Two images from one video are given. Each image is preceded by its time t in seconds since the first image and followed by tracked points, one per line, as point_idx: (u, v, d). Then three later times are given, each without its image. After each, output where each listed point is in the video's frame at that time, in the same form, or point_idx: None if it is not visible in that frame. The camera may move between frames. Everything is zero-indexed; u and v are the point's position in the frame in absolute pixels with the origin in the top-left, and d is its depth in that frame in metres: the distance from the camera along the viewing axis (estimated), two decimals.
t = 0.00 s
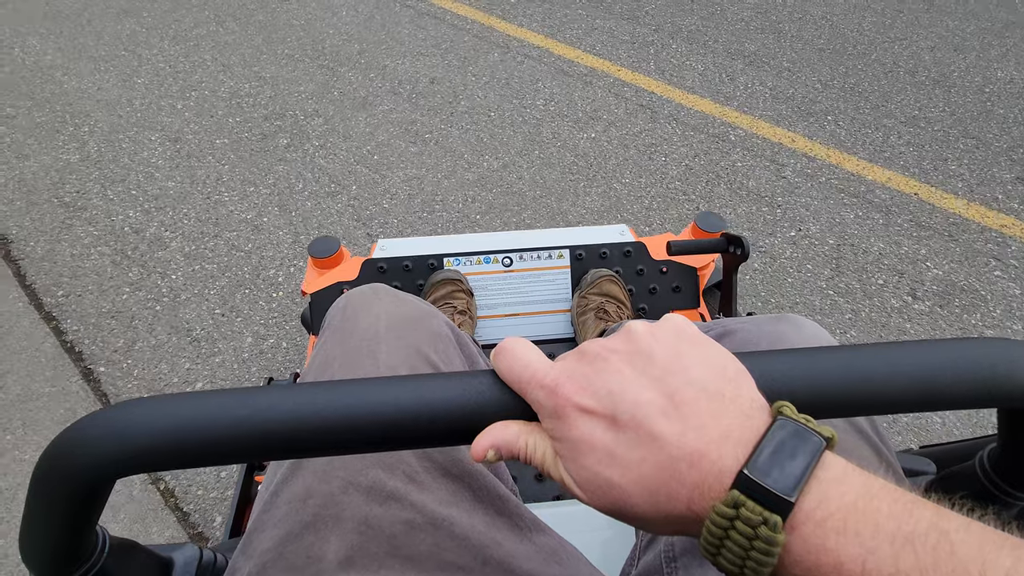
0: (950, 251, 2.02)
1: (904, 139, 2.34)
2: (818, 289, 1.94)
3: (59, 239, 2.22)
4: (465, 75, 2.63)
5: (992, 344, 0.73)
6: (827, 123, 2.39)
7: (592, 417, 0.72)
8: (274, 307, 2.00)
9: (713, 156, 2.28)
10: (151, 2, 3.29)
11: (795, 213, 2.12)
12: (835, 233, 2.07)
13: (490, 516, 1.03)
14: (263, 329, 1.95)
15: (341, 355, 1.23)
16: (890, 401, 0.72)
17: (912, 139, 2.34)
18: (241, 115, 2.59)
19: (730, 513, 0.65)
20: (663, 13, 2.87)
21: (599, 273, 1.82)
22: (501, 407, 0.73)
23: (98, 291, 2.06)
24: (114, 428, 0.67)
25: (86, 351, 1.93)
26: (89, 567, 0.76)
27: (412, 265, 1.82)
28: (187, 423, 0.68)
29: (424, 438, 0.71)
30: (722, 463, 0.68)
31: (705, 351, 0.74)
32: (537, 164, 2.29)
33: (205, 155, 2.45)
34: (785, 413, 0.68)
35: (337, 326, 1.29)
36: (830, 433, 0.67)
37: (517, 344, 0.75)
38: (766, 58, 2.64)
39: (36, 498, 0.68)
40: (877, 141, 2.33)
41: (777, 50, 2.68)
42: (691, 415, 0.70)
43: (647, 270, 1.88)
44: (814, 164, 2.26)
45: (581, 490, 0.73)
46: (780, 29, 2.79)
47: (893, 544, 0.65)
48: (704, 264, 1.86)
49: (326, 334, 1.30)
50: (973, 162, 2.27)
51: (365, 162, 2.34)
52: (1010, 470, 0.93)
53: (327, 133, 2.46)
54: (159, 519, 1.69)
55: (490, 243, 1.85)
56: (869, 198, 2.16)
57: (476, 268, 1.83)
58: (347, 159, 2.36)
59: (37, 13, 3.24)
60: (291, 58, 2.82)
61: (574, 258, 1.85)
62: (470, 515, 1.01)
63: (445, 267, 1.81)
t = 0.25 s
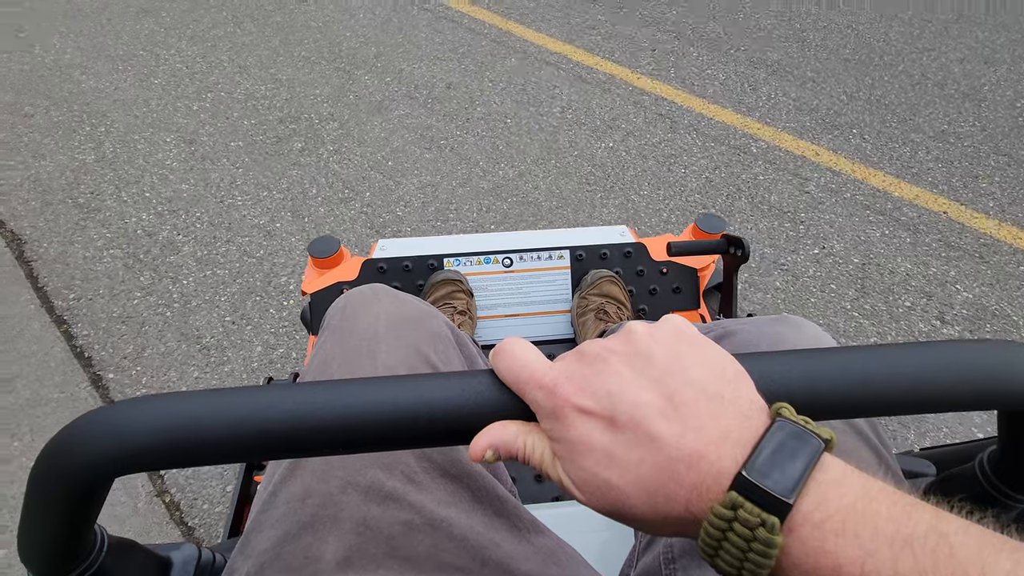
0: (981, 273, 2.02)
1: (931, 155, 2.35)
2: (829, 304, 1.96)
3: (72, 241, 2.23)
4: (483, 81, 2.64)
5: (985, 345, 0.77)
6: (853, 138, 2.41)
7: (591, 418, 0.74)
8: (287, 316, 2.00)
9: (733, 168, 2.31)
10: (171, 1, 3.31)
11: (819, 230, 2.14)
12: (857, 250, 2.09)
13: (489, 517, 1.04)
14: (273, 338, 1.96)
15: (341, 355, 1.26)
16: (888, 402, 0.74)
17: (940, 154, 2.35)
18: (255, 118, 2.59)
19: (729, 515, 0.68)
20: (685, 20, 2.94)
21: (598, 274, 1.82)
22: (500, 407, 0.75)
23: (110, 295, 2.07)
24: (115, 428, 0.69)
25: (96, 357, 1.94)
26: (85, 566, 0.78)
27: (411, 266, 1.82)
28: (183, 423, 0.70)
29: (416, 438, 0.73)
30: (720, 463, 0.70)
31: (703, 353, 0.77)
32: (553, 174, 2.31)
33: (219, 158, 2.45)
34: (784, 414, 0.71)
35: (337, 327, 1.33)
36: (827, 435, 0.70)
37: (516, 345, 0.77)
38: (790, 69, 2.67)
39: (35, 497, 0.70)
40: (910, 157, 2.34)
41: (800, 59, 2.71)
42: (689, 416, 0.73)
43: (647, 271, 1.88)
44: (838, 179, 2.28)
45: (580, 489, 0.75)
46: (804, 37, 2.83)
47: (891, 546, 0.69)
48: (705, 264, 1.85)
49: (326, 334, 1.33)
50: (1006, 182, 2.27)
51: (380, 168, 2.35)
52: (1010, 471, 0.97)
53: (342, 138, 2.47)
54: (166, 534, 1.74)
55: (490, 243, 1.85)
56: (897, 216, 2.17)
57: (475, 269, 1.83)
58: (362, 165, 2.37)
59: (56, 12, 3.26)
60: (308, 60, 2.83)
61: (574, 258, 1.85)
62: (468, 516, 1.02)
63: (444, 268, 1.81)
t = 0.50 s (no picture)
0: (1009, 294, 2.16)
1: (958, 169, 2.52)
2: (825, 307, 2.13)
3: (82, 243, 2.35)
4: (494, 86, 2.86)
5: (989, 346, 0.77)
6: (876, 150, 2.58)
7: (593, 417, 0.75)
8: (292, 325, 2.10)
9: (754, 180, 2.48)
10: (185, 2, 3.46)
11: (840, 248, 2.27)
12: (882, 269, 2.22)
13: (490, 516, 1.08)
14: (280, 347, 2.06)
15: (342, 354, 1.31)
16: (889, 402, 0.75)
17: (964, 168, 2.52)
18: (268, 121, 2.76)
19: (731, 514, 0.68)
20: (702, 26, 3.13)
21: (599, 273, 1.86)
22: (501, 406, 0.76)
23: (118, 299, 2.18)
24: (116, 427, 0.70)
25: (103, 364, 2.03)
26: (85, 565, 0.80)
27: (411, 265, 1.86)
28: (183, 422, 0.71)
29: (415, 435, 0.74)
30: (721, 462, 0.71)
31: (705, 352, 0.78)
32: (568, 183, 2.49)
33: (231, 161, 2.61)
34: (786, 413, 0.71)
35: (338, 326, 1.38)
36: (829, 434, 0.70)
37: (520, 344, 0.78)
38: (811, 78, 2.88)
39: (35, 496, 0.71)
40: (930, 169, 2.51)
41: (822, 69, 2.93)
42: (690, 415, 0.73)
43: (648, 271, 1.92)
44: (862, 194, 2.43)
45: (582, 488, 0.76)
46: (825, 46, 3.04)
47: (894, 545, 0.68)
48: (707, 264, 1.89)
49: (327, 334, 1.38)
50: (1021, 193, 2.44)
51: (391, 174, 2.53)
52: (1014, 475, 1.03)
53: (354, 142, 2.65)
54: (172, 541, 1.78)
55: (492, 243, 1.89)
56: (923, 234, 2.31)
57: (476, 268, 1.88)
58: (374, 170, 2.54)
59: (72, 12, 3.43)
60: (321, 62, 3.01)
61: (575, 258, 1.90)
62: (469, 515, 1.06)
63: (444, 266, 1.86)
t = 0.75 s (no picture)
0: None
1: (985, 186, 2.46)
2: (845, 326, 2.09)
3: (93, 248, 2.28)
4: (511, 91, 2.81)
5: (989, 349, 0.77)
6: (897, 163, 2.53)
7: (592, 419, 0.73)
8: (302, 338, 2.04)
9: (772, 195, 2.43)
10: (200, 2, 3.41)
11: (864, 267, 2.22)
12: (909, 292, 2.16)
13: (489, 517, 1.09)
14: (289, 359, 1.99)
15: (345, 355, 1.30)
16: (890, 406, 0.74)
17: (999, 186, 2.46)
18: (279, 125, 2.69)
19: (729, 518, 0.67)
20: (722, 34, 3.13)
21: (599, 275, 1.88)
22: (501, 408, 0.75)
23: (127, 307, 2.11)
24: (115, 427, 0.70)
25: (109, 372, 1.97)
26: (86, 567, 0.79)
27: (413, 267, 1.89)
28: (180, 419, 0.71)
29: (415, 436, 0.73)
30: (721, 464, 0.69)
31: (705, 353, 0.76)
32: (581, 196, 2.43)
33: (242, 166, 2.54)
34: (786, 416, 0.69)
35: (339, 328, 1.37)
36: (830, 438, 0.68)
37: (520, 345, 0.77)
38: (833, 88, 2.85)
39: (34, 496, 0.70)
40: (963, 187, 2.46)
41: (844, 79, 2.90)
42: (687, 416, 0.71)
43: (648, 272, 1.95)
44: (885, 211, 2.38)
45: (582, 491, 0.74)
46: (848, 55, 3.04)
47: (894, 549, 0.66)
48: (708, 266, 1.92)
49: (329, 335, 1.37)
50: None
51: (404, 182, 2.47)
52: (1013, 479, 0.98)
53: (367, 148, 2.59)
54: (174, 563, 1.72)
55: (492, 244, 1.91)
56: (949, 253, 2.26)
57: (476, 270, 1.90)
58: (386, 177, 2.49)
59: (89, 12, 3.38)
60: (335, 66, 2.97)
61: (576, 259, 1.92)
62: (469, 516, 1.07)
63: (445, 267, 1.87)
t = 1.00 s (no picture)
0: None
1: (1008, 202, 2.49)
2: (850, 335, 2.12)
3: (100, 253, 2.30)
4: (522, 99, 2.86)
5: (989, 350, 0.77)
6: (918, 177, 2.57)
7: (594, 419, 0.74)
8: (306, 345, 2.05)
9: (790, 208, 2.46)
10: (212, 4, 3.44)
11: (885, 284, 2.24)
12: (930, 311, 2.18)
13: (491, 517, 1.10)
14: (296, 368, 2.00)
15: (345, 355, 1.31)
16: (891, 407, 0.75)
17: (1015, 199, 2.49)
18: (290, 130, 2.73)
19: (730, 518, 0.67)
20: (739, 41, 3.20)
21: (600, 276, 1.88)
22: (502, 408, 0.76)
23: (133, 315, 2.12)
24: (118, 426, 0.71)
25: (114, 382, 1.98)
26: (88, 567, 0.80)
27: (413, 267, 1.90)
28: (184, 420, 0.72)
29: (418, 437, 0.74)
30: (723, 465, 0.69)
31: (705, 354, 0.77)
32: (594, 207, 2.46)
33: (252, 172, 2.57)
34: (786, 417, 0.70)
35: (340, 328, 1.38)
36: (830, 439, 0.69)
37: (523, 346, 0.78)
38: (852, 98, 2.91)
39: (37, 497, 0.71)
40: (984, 204, 2.48)
41: (863, 89, 2.96)
42: (689, 416, 0.72)
43: (649, 273, 1.96)
44: (906, 226, 2.40)
45: (583, 492, 0.75)
46: (868, 64, 3.10)
47: (895, 550, 0.67)
48: (708, 267, 1.92)
49: (329, 335, 1.38)
50: None
51: (415, 190, 2.50)
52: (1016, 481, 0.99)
53: (377, 155, 2.63)
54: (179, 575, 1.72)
55: (493, 244, 1.92)
56: (973, 271, 2.27)
57: (477, 270, 1.90)
58: (395, 185, 2.52)
59: (101, 13, 3.40)
60: (346, 70, 3.01)
61: (576, 260, 1.93)
62: (469, 516, 1.08)
63: (445, 268, 1.88)
